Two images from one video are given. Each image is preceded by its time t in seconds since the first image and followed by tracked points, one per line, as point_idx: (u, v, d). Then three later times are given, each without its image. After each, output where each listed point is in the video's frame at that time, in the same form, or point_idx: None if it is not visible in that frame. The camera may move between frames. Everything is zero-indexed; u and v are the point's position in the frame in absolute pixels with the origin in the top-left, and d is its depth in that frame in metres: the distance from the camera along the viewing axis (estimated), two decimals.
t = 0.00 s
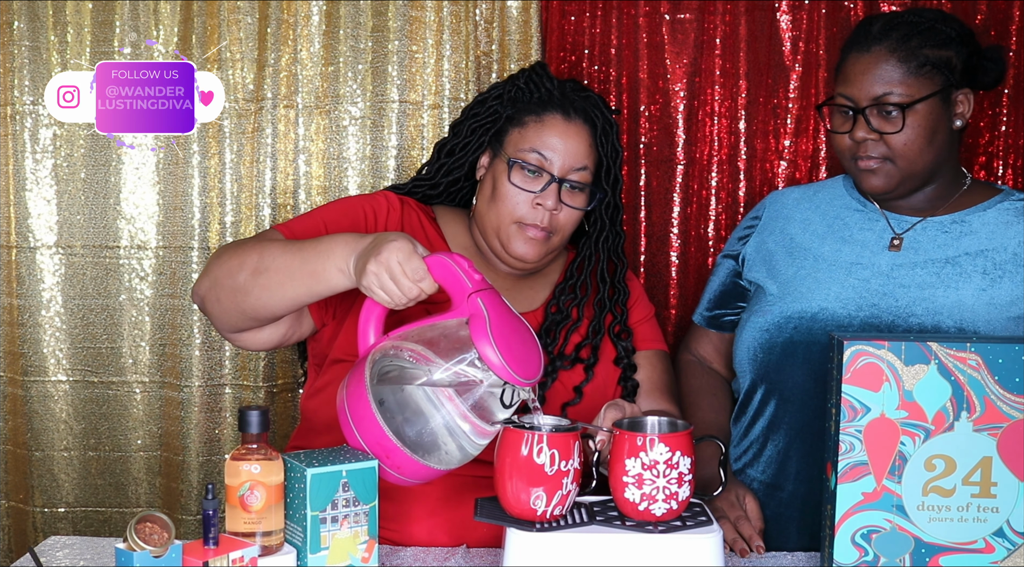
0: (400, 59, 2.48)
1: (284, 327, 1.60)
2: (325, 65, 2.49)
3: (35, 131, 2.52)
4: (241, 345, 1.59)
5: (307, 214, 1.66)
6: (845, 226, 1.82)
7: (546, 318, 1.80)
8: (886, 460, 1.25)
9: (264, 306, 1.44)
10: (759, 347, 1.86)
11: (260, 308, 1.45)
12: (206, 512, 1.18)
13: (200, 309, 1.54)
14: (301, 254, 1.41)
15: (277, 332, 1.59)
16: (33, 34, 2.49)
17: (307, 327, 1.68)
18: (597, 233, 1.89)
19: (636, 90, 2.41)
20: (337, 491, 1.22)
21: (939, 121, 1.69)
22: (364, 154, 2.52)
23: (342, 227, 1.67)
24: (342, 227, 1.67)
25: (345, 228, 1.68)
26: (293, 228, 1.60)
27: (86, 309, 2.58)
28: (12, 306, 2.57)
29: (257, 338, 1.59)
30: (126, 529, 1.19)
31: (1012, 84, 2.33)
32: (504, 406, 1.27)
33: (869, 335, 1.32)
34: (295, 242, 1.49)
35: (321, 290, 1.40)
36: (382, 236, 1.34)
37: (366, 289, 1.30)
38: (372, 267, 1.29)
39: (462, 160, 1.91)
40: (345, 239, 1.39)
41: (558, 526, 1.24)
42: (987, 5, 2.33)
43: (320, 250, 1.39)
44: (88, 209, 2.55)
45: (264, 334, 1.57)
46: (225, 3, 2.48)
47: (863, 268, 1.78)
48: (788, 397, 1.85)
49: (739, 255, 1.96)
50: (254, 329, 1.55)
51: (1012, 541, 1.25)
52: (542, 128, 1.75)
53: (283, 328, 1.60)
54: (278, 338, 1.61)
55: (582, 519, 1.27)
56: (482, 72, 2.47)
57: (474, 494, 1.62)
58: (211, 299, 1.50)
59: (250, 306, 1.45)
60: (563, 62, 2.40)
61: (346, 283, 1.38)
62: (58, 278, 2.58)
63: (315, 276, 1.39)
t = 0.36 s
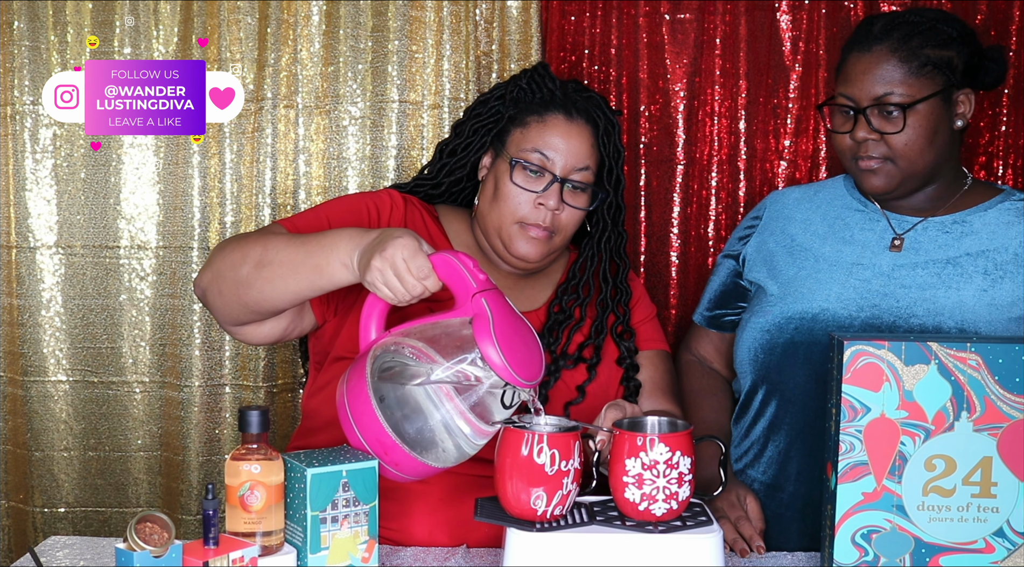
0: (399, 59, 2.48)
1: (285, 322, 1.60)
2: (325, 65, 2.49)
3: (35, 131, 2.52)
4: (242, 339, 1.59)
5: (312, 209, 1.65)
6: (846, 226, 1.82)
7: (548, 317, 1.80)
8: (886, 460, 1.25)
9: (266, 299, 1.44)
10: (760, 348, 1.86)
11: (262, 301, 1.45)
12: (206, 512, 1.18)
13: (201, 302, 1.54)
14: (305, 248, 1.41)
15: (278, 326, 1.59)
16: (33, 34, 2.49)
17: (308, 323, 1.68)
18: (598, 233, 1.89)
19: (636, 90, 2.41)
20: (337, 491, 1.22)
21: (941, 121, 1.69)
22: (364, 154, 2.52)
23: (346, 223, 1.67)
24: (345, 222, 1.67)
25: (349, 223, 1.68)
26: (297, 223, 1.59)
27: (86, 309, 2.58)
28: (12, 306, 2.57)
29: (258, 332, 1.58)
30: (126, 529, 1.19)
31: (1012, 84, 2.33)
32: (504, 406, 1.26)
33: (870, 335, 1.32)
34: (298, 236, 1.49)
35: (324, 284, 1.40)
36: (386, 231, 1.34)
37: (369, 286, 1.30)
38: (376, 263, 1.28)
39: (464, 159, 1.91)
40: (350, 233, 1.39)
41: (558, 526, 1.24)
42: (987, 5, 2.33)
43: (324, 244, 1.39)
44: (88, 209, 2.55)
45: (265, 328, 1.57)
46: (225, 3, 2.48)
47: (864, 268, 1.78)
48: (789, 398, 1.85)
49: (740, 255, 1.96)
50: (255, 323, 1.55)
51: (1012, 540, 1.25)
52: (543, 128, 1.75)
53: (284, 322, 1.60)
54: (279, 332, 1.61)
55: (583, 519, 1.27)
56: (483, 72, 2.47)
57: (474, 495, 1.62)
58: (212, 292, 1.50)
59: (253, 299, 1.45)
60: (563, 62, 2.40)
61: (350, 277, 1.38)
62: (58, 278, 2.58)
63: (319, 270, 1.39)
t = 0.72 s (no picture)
0: (399, 59, 2.48)
1: (285, 320, 1.60)
2: (325, 65, 2.49)
3: (35, 131, 2.52)
4: (243, 337, 1.59)
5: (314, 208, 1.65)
6: (847, 225, 1.82)
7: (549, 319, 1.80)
8: (886, 460, 1.25)
9: (266, 297, 1.44)
10: (761, 347, 1.86)
11: (262, 299, 1.45)
12: (206, 512, 1.18)
13: (201, 299, 1.53)
14: (306, 247, 1.41)
15: (279, 325, 1.59)
16: (33, 34, 2.49)
17: (309, 322, 1.68)
18: (598, 233, 1.89)
19: (636, 90, 2.41)
20: (337, 491, 1.22)
21: (941, 121, 1.69)
22: (364, 154, 2.52)
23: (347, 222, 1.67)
24: (347, 220, 1.67)
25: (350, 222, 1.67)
26: (298, 222, 1.58)
27: (86, 309, 2.58)
28: (12, 306, 2.57)
29: (258, 330, 1.58)
30: (127, 529, 1.19)
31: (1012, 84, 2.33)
32: (503, 406, 1.26)
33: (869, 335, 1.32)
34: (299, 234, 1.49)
35: (324, 282, 1.40)
36: (386, 230, 1.34)
37: (369, 285, 1.30)
38: (376, 262, 1.28)
39: (462, 160, 1.91)
40: (350, 232, 1.39)
41: (559, 526, 1.24)
42: (987, 5, 2.33)
43: (324, 242, 1.39)
44: (88, 209, 2.55)
45: (265, 327, 1.57)
46: (225, 3, 2.48)
47: (864, 267, 1.78)
48: (789, 397, 1.85)
49: (740, 254, 1.95)
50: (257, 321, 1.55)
51: (1012, 540, 1.25)
52: (541, 126, 1.75)
53: (284, 321, 1.60)
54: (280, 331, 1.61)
55: (582, 519, 1.27)
56: (483, 72, 2.47)
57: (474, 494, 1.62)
58: (213, 288, 1.50)
59: (253, 297, 1.45)
60: (563, 62, 2.40)
61: (349, 276, 1.38)
62: (58, 278, 2.58)
63: (319, 268, 1.39)
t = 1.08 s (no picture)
0: (399, 59, 2.48)
1: (284, 318, 1.60)
2: (325, 65, 2.49)
3: (35, 131, 2.52)
4: (242, 334, 1.60)
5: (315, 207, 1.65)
6: (848, 224, 1.82)
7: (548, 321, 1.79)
8: (886, 460, 1.25)
9: (265, 295, 1.44)
10: (762, 345, 1.86)
11: (261, 296, 1.45)
12: (206, 512, 1.19)
13: (200, 295, 1.54)
14: (305, 244, 1.41)
15: (278, 323, 1.59)
16: (33, 34, 2.49)
17: (308, 320, 1.68)
18: (598, 233, 1.89)
19: (636, 90, 2.41)
20: (337, 491, 1.22)
21: (942, 121, 1.69)
22: (364, 154, 2.52)
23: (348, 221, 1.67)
24: (347, 220, 1.67)
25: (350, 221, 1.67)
26: (298, 219, 1.59)
27: (87, 309, 2.58)
28: (12, 306, 2.57)
29: (257, 327, 1.59)
30: (127, 529, 1.19)
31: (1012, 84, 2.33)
32: (501, 407, 1.26)
33: (869, 334, 1.32)
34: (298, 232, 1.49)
35: (322, 280, 1.40)
36: (384, 230, 1.34)
37: (367, 285, 1.30)
38: (374, 262, 1.28)
39: (460, 162, 1.91)
40: (348, 231, 1.39)
41: (559, 525, 1.24)
42: (987, 5, 2.33)
43: (323, 241, 1.39)
44: (88, 209, 2.55)
45: (265, 325, 1.57)
46: (225, 3, 2.48)
47: (865, 266, 1.78)
48: (790, 394, 1.86)
49: (740, 253, 1.95)
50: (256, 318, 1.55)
51: (1012, 540, 1.25)
52: (537, 125, 1.76)
53: (283, 319, 1.60)
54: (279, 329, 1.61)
55: (582, 519, 1.27)
56: (483, 72, 2.47)
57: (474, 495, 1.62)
58: (211, 285, 1.50)
59: (251, 294, 1.45)
60: (563, 62, 2.40)
61: (348, 275, 1.38)
62: (58, 278, 2.58)
63: (317, 266, 1.39)
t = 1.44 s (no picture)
0: (399, 59, 2.48)
1: (284, 318, 1.60)
2: (325, 65, 2.49)
3: (35, 131, 2.52)
4: (242, 334, 1.60)
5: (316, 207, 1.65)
6: (849, 224, 1.82)
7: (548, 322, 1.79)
8: (886, 460, 1.25)
9: (264, 295, 1.44)
10: (763, 345, 1.86)
11: (260, 296, 1.45)
12: (206, 512, 1.19)
13: (200, 295, 1.54)
14: (304, 244, 1.41)
15: (278, 323, 1.59)
16: (33, 34, 2.49)
17: (308, 320, 1.68)
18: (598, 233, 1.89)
19: (636, 90, 2.41)
20: (337, 491, 1.22)
21: (944, 122, 1.69)
22: (364, 154, 2.52)
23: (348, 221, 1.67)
24: (347, 220, 1.67)
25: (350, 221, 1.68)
26: (298, 219, 1.59)
27: (87, 309, 2.58)
28: (12, 306, 2.57)
29: (257, 327, 1.59)
30: (127, 529, 1.19)
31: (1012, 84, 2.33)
32: (500, 407, 1.26)
33: (869, 334, 1.32)
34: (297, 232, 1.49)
35: (321, 280, 1.40)
36: (383, 230, 1.34)
37: (365, 285, 1.30)
38: (373, 262, 1.28)
39: (459, 162, 1.92)
40: (347, 230, 1.38)
41: (559, 525, 1.24)
42: (987, 5, 2.33)
43: (321, 241, 1.39)
44: (88, 209, 2.55)
45: (264, 325, 1.57)
46: (225, 3, 2.48)
47: (867, 266, 1.78)
48: (791, 395, 1.86)
49: (742, 253, 1.96)
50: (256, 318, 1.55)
51: (1012, 540, 1.25)
52: (535, 125, 1.76)
53: (283, 319, 1.60)
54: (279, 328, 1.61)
55: (582, 519, 1.27)
56: (483, 72, 2.47)
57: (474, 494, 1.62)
58: (211, 284, 1.50)
59: (250, 294, 1.45)
60: (563, 62, 2.40)
61: (346, 275, 1.38)
62: (58, 278, 2.58)
63: (316, 266, 1.39)
